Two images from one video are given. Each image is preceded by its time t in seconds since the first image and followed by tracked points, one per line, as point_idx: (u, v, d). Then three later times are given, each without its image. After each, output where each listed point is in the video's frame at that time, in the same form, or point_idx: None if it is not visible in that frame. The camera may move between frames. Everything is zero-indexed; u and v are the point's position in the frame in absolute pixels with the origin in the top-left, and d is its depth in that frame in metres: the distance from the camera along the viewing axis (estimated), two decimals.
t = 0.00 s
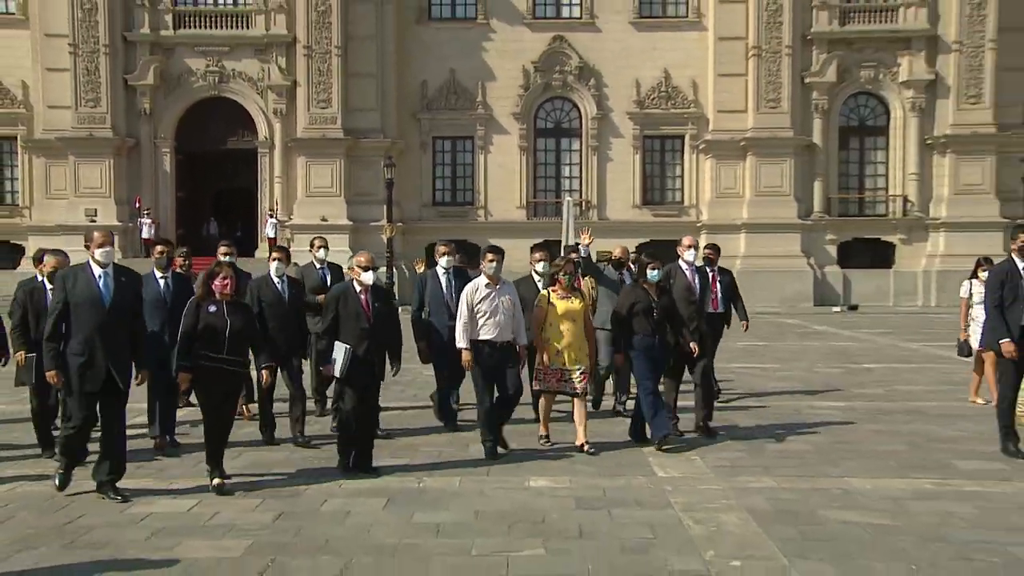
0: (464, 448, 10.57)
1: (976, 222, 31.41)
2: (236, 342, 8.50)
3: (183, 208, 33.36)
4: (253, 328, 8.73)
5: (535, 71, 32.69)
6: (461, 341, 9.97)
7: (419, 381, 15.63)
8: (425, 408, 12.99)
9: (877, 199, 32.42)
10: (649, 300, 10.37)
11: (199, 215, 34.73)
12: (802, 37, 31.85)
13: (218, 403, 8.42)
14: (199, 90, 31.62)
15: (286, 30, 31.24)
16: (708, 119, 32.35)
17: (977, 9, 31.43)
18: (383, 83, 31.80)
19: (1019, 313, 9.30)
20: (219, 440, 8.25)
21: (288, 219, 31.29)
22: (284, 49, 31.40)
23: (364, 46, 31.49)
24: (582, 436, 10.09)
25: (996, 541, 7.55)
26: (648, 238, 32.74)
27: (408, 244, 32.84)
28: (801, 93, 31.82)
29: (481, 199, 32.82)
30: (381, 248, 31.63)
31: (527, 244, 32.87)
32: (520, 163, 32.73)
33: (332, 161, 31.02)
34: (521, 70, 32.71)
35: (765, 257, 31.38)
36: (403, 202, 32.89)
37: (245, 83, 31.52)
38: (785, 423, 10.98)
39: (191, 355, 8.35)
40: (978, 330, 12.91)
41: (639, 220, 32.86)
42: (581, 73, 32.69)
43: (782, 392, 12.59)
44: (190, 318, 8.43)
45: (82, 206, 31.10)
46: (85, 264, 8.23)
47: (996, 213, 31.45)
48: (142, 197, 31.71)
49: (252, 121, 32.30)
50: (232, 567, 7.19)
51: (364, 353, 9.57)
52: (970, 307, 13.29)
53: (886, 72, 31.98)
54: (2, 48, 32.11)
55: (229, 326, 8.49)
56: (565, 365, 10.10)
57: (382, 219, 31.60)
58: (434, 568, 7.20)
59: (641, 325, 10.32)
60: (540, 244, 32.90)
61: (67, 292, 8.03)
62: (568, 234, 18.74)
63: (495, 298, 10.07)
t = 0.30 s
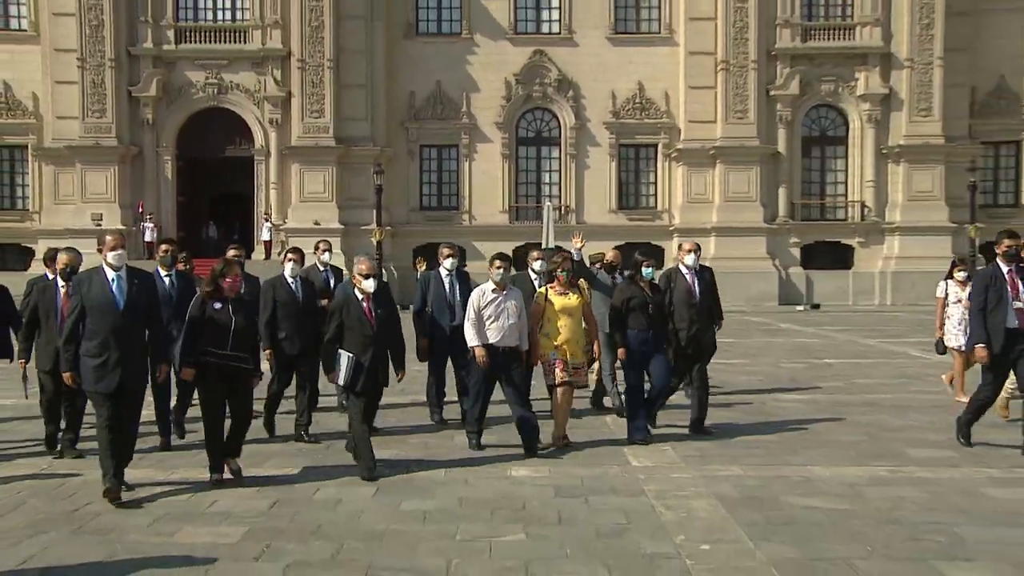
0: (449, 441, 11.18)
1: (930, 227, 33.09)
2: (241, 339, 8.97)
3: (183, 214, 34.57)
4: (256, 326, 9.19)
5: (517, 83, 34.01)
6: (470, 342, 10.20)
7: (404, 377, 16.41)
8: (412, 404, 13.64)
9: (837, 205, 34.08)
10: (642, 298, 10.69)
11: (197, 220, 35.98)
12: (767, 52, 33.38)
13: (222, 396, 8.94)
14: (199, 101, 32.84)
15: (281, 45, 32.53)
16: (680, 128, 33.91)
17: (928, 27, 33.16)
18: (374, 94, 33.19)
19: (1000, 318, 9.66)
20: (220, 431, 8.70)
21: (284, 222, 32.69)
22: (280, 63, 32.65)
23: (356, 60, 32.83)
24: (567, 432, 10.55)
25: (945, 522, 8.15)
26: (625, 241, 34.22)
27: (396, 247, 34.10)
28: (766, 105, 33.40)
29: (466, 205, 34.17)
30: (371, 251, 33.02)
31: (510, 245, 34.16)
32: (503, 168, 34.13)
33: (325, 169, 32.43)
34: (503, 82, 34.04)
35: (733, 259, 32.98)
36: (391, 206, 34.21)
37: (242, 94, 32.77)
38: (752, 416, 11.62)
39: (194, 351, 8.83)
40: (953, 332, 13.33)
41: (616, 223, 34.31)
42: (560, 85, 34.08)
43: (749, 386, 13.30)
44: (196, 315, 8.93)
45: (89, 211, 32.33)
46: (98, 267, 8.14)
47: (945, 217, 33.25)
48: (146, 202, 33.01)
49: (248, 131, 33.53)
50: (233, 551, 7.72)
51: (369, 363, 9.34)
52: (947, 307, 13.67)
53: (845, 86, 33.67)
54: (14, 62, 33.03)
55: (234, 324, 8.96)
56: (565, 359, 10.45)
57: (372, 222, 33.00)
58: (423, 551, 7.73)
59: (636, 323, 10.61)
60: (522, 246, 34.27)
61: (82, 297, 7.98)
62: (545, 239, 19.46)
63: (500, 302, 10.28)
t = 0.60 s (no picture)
0: (440, 436, 11.73)
1: (892, 232, 34.39)
2: (255, 345, 8.94)
3: (184, 220, 35.36)
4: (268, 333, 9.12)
5: (502, 95, 34.85)
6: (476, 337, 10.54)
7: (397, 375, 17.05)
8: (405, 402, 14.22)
9: (805, 211, 35.19)
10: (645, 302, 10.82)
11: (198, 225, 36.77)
12: (738, 67, 34.49)
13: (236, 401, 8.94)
14: (200, 113, 33.80)
15: (278, 59, 33.49)
16: (657, 138, 34.84)
17: (887, 45, 34.39)
18: (366, 105, 34.11)
19: (981, 316, 9.86)
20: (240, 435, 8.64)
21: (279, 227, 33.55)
22: (278, 76, 33.61)
23: (350, 73, 33.79)
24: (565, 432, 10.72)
25: (902, 510, 8.69)
26: (607, 246, 35.10)
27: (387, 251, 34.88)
28: (737, 116, 34.47)
29: (453, 211, 34.96)
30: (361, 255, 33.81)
31: (496, 249, 34.99)
32: (489, 175, 34.92)
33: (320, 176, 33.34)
34: (489, 95, 34.88)
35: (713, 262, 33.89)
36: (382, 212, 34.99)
37: (242, 106, 33.72)
38: (728, 412, 12.21)
39: (212, 357, 8.73)
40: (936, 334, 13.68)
41: (597, 229, 35.16)
42: (543, 97, 34.94)
43: (724, 383, 13.91)
44: (210, 321, 8.82)
45: (95, 216, 33.38)
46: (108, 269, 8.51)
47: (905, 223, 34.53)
48: (148, 207, 33.89)
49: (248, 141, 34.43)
50: (233, 540, 8.19)
51: (375, 354, 9.74)
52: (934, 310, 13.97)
53: (811, 100, 34.78)
54: (26, 76, 34.10)
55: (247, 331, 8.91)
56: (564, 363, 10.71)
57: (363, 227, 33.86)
58: (413, 540, 8.21)
59: (639, 327, 10.83)
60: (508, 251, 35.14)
61: (94, 298, 8.32)
62: (529, 242, 20.07)
63: (511, 299, 10.54)
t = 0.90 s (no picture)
0: (430, 432, 12.10)
1: (861, 235, 35.20)
2: (268, 344, 9.17)
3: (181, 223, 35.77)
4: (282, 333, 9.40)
5: (489, 103, 35.32)
6: (478, 349, 10.45)
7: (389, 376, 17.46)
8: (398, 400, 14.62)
9: (779, 216, 35.85)
10: (651, 301, 11.15)
11: (193, 229, 37.15)
12: (715, 77, 35.07)
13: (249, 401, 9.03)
14: (198, 120, 34.17)
15: (273, 68, 33.88)
16: (638, 145, 35.36)
17: (856, 56, 35.17)
18: (357, 112, 34.52)
19: (975, 322, 9.84)
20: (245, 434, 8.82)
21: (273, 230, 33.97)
22: (272, 85, 34.03)
23: (340, 82, 34.20)
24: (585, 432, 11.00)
25: (871, 501, 9.08)
26: (590, 249, 35.58)
27: (377, 254, 35.30)
28: (715, 125, 35.06)
29: (441, 214, 35.42)
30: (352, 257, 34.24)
31: (484, 251, 35.46)
32: (476, 181, 35.37)
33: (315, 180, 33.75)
34: (476, 103, 35.36)
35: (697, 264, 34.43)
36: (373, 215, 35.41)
37: (238, 115, 34.10)
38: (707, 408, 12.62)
39: (222, 356, 8.96)
40: (927, 329, 13.82)
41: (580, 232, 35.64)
42: (528, 104, 35.45)
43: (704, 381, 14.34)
44: (225, 318, 9.13)
45: (96, 219, 33.71)
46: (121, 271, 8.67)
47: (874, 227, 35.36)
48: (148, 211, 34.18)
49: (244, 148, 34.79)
50: (229, 531, 8.49)
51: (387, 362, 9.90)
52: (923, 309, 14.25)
53: (785, 108, 35.41)
54: (32, 85, 34.39)
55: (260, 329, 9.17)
56: (566, 367, 10.77)
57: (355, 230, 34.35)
58: (402, 532, 8.53)
59: (645, 325, 11.10)
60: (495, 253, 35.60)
61: (105, 299, 8.42)
62: (516, 245, 20.47)
63: (514, 306, 10.50)
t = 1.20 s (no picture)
0: (427, 431, 12.46)
1: (831, 240, 35.80)
2: (283, 350, 8.81)
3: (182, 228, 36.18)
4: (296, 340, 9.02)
5: (478, 113, 35.81)
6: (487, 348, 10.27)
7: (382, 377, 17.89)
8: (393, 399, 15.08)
9: (756, 221, 36.38)
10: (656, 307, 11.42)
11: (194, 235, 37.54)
12: (695, 88, 35.66)
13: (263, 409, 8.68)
14: (200, 129, 34.57)
15: (270, 79, 34.29)
16: (621, 152, 35.87)
17: (829, 68, 35.83)
18: (351, 120, 34.98)
19: (968, 320, 10.18)
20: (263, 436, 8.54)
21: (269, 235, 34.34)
22: (270, 95, 34.41)
23: (335, 92, 34.62)
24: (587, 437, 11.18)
25: (843, 494, 9.48)
26: (575, 252, 36.02)
27: (370, 258, 35.71)
28: (695, 134, 35.67)
29: (432, 219, 35.90)
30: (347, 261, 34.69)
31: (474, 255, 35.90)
32: (465, 188, 35.86)
33: (310, 186, 34.18)
34: (466, 112, 35.83)
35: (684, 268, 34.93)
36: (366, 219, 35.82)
37: (237, 123, 34.49)
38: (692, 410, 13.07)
39: (236, 361, 8.68)
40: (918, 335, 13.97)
41: (565, 236, 36.09)
42: (517, 113, 35.89)
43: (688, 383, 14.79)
44: (239, 322, 8.77)
45: (100, 223, 34.15)
46: (139, 274, 8.30)
47: (845, 232, 35.97)
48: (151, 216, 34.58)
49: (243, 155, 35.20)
50: (228, 526, 8.74)
51: (397, 362, 9.54)
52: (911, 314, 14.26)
53: (762, 117, 36.06)
54: (41, 96, 35.16)
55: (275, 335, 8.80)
56: (576, 368, 10.53)
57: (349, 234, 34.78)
58: (394, 526, 8.82)
59: (651, 331, 11.35)
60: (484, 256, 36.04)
61: (123, 301, 8.13)
62: (504, 249, 20.93)
63: (520, 306, 10.30)
